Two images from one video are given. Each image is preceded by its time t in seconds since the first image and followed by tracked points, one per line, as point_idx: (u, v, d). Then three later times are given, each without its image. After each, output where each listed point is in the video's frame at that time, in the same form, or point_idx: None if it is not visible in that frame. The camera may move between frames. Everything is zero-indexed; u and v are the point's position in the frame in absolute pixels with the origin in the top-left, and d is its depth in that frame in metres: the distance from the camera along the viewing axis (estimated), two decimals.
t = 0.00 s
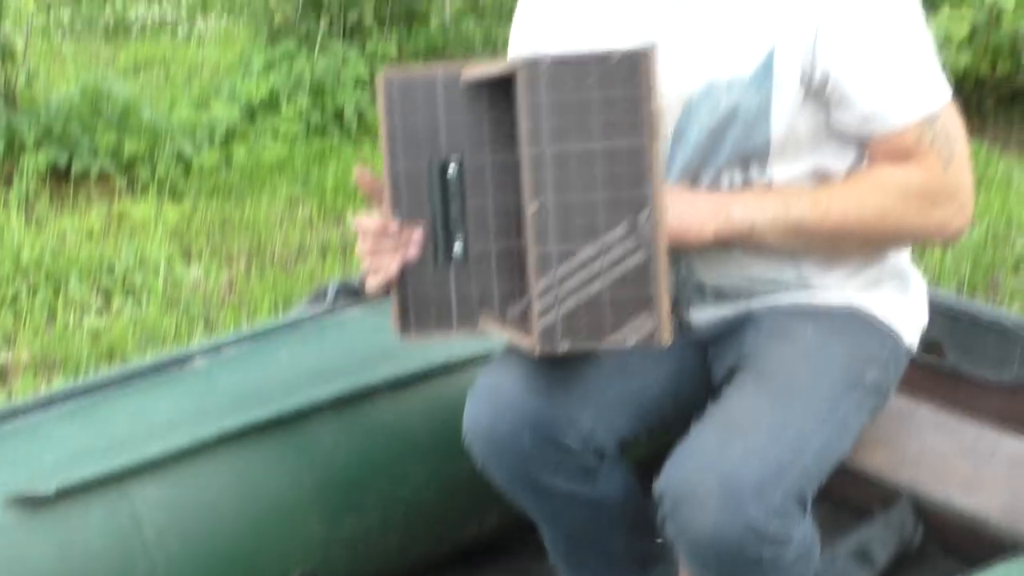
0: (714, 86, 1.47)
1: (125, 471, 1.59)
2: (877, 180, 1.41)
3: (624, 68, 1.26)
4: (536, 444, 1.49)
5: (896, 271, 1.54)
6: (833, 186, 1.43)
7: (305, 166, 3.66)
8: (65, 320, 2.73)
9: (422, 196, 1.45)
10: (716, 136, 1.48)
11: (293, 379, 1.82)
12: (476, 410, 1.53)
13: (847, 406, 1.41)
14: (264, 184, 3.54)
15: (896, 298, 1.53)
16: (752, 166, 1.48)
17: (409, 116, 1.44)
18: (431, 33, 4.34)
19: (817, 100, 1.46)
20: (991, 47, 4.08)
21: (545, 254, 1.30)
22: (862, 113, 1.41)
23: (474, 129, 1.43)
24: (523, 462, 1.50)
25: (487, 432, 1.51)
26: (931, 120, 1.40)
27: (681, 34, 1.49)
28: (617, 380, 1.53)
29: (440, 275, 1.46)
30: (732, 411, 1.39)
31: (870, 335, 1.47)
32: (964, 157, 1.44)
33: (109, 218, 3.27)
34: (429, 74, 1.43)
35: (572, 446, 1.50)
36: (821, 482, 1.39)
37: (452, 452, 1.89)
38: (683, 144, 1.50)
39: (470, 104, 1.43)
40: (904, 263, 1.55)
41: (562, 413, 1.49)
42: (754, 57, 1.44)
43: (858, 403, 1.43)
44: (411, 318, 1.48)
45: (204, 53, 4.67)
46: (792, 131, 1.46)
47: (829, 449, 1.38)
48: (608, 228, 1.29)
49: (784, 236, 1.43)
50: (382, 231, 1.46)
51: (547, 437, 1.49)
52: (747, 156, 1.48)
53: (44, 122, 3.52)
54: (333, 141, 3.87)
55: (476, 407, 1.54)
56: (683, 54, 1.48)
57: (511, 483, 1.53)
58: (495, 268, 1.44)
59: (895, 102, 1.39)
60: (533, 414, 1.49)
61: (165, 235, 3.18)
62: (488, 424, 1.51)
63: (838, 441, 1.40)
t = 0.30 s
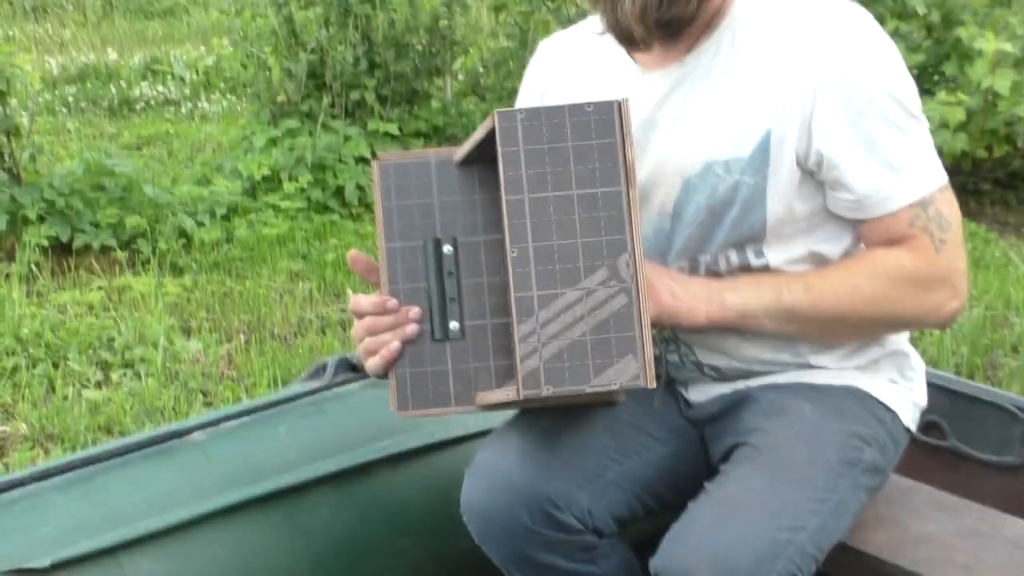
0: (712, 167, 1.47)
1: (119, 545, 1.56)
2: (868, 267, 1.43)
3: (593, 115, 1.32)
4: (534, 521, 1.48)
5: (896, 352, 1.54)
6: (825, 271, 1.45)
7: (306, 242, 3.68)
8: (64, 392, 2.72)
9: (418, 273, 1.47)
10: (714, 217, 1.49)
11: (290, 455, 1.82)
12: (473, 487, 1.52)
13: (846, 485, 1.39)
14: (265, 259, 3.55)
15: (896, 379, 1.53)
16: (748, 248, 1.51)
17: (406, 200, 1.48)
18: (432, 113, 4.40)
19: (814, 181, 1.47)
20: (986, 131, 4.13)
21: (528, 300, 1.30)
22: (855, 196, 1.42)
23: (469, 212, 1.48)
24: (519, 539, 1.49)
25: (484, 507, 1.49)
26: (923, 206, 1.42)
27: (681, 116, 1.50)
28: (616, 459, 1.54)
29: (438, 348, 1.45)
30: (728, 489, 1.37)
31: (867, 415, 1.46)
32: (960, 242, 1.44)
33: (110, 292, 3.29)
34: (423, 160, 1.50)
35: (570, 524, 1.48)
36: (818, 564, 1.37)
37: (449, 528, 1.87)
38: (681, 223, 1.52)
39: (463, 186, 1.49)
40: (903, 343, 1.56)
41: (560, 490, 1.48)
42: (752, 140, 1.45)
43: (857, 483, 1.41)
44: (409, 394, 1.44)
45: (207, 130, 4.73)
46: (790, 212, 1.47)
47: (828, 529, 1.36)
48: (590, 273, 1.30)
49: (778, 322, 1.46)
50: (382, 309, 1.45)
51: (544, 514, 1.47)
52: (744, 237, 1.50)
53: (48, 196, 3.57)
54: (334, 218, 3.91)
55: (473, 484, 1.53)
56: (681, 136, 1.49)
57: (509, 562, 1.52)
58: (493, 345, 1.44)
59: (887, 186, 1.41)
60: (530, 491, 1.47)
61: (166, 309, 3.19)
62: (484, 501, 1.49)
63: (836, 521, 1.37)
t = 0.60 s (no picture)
0: (723, 177, 1.47)
1: (133, 552, 1.56)
2: (881, 287, 1.40)
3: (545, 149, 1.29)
4: (546, 529, 1.48)
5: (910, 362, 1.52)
6: (836, 292, 1.43)
7: (318, 252, 3.69)
8: (77, 401, 2.73)
9: (422, 294, 1.43)
10: (726, 229, 1.48)
11: (303, 464, 1.83)
12: (486, 495, 1.52)
13: (855, 494, 1.38)
14: (277, 268, 3.56)
15: (910, 390, 1.51)
16: (761, 261, 1.49)
17: (404, 221, 1.42)
18: (444, 123, 4.41)
19: (827, 193, 1.45)
20: (1000, 141, 4.11)
21: (500, 344, 1.32)
22: (867, 211, 1.40)
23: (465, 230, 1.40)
24: (532, 547, 1.49)
25: (496, 515, 1.49)
26: (932, 222, 1.38)
27: (695, 125, 1.49)
28: (629, 468, 1.53)
29: (447, 367, 1.44)
30: (737, 496, 1.37)
31: (879, 424, 1.45)
32: (971, 255, 1.40)
33: (123, 302, 3.31)
34: (416, 180, 1.42)
35: (584, 532, 1.48)
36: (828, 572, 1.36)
37: (461, 537, 1.87)
38: (692, 232, 1.50)
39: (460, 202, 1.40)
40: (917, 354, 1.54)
41: (574, 499, 1.47)
42: (763, 152, 1.45)
43: (867, 492, 1.40)
44: (423, 414, 1.48)
45: (220, 141, 4.75)
46: (802, 224, 1.46)
47: (836, 537, 1.35)
48: (557, 312, 1.30)
49: (795, 346, 1.43)
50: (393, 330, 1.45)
51: (557, 522, 1.47)
52: (756, 248, 1.48)
53: (61, 206, 3.59)
54: (346, 227, 3.91)
55: (486, 492, 1.52)
56: (694, 146, 1.49)
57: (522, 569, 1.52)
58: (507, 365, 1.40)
59: (896, 200, 1.38)
60: (543, 499, 1.47)
61: (178, 318, 3.20)
62: (498, 509, 1.49)
63: (846, 530, 1.37)
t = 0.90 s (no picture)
0: (739, 166, 1.45)
1: (144, 545, 1.56)
2: (894, 288, 1.35)
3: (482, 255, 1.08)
4: (555, 528, 1.46)
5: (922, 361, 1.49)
6: (850, 292, 1.37)
7: (330, 247, 3.69)
8: (90, 395, 2.74)
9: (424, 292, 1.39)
10: (739, 221, 1.46)
11: (314, 459, 1.82)
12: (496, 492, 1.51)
13: (861, 492, 1.36)
14: (289, 263, 3.56)
15: (921, 389, 1.48)
16: (775, 253, 1.46)
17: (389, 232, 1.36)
18: (456, 119, 4.41)
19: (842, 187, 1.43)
20: (1014, 138, 4.08)
21: (469, 445, 1.18)
22: (878, 207, 1.37)
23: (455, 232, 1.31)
24: (538, 545, 1.48)
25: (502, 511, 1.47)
26: (943, 222, 1.34)
27: (714, 113, 1.49)
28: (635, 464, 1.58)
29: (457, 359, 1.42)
30: (742, 492, 1.35)
31: (889, 423, 1.42)
32: (981, 257, 1.37)
33: (136, 297, 3.32)
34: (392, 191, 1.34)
35: (589, 528, 1.48)
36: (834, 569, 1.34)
37: (472, 534, 1.87)
38: (707, 221, 1.48)
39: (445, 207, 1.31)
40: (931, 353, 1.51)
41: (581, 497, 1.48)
42: (780, 142, 1.43)
43: (875, 490, 1.38)
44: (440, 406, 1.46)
45: (233, 136, 4.76)
46: (816, 216, 1.43)
47: (842, 534, 1.33)
48: (525, 414, 1.15)
49: (807, 352, 1.36)
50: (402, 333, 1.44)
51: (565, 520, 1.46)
52: (771, 240, 1.45)
53: (75, 201, 3.61)
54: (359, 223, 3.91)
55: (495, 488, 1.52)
56: (712, 135, 1.48)
57: (529, 567, 1.50)
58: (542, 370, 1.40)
59: (912, 195, 1.34)
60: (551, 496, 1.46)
61: (191, 313, 3.21)
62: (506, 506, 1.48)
63: (852, 527, 1.34)
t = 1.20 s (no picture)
0: (773, 158, 1.43)
1: (157, 543, 1.56)
2: (935, 289, 1.35)
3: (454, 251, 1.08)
4: (565, 521, 1.46)
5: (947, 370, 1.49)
6: (888, 294, 1.36)
7: (342, 246, 3.69)
8: (102, 393, 2.74)
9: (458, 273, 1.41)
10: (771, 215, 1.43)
11: (325, 457, 1.82)
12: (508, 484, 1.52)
13: (885, 495, 1.35)
14: (301, 261, 3.56)
15: (944, 397, 1.47)
16: (809, 246, 1.42)
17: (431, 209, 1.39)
18: (468, 117, 4.42)
19: (876, 182, 1.41)
20: None
21: (447, 432, 1.20)
22: (917, 201, 1.36)
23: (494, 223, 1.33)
24: (548, 540, 1.47)
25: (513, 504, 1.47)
26: (980, 219, 1.34)
27: (747, 104, 1.46)
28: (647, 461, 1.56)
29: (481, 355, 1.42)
30: (767, 490, 1.34)
31: (913, 428, 1.41)
32: (1014, 253, 1.37)
33: (148, 294, 3.32)
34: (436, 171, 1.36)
35: (600, 524, 1.47)
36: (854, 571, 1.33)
37: (483, 532, 1.87)
38: (742, 213, 1.45)
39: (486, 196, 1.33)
40: (955, 362, 1.51)
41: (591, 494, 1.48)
42: (815, 132, 1.40)
43: (896, 494, 1.37)
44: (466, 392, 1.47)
45: (245, 134, 4.77)
46: (851, 208, 1.40)
47: (864, 536, 1.33)
48: (495, 411, 1.15)
49: (850, 355, 1.36)
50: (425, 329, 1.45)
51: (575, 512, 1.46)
52: (805, 232, 1.42)
53: (87, 199, 3.62)
54: (370, 221, 3.91)
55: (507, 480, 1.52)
56: (745, 126, 1.46)
57: (540, 561, 1.50)
58: (567, 376, 1.38)
59: (954, 193, 1.34)
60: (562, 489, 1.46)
61: (203, 310, 3.21)
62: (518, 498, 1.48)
63: (874, 529, 1.34)
